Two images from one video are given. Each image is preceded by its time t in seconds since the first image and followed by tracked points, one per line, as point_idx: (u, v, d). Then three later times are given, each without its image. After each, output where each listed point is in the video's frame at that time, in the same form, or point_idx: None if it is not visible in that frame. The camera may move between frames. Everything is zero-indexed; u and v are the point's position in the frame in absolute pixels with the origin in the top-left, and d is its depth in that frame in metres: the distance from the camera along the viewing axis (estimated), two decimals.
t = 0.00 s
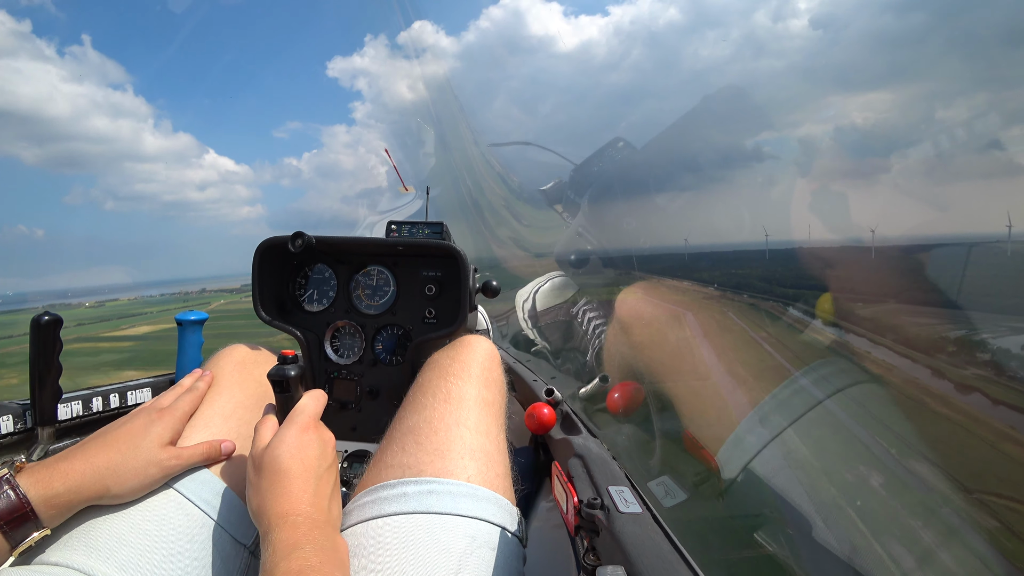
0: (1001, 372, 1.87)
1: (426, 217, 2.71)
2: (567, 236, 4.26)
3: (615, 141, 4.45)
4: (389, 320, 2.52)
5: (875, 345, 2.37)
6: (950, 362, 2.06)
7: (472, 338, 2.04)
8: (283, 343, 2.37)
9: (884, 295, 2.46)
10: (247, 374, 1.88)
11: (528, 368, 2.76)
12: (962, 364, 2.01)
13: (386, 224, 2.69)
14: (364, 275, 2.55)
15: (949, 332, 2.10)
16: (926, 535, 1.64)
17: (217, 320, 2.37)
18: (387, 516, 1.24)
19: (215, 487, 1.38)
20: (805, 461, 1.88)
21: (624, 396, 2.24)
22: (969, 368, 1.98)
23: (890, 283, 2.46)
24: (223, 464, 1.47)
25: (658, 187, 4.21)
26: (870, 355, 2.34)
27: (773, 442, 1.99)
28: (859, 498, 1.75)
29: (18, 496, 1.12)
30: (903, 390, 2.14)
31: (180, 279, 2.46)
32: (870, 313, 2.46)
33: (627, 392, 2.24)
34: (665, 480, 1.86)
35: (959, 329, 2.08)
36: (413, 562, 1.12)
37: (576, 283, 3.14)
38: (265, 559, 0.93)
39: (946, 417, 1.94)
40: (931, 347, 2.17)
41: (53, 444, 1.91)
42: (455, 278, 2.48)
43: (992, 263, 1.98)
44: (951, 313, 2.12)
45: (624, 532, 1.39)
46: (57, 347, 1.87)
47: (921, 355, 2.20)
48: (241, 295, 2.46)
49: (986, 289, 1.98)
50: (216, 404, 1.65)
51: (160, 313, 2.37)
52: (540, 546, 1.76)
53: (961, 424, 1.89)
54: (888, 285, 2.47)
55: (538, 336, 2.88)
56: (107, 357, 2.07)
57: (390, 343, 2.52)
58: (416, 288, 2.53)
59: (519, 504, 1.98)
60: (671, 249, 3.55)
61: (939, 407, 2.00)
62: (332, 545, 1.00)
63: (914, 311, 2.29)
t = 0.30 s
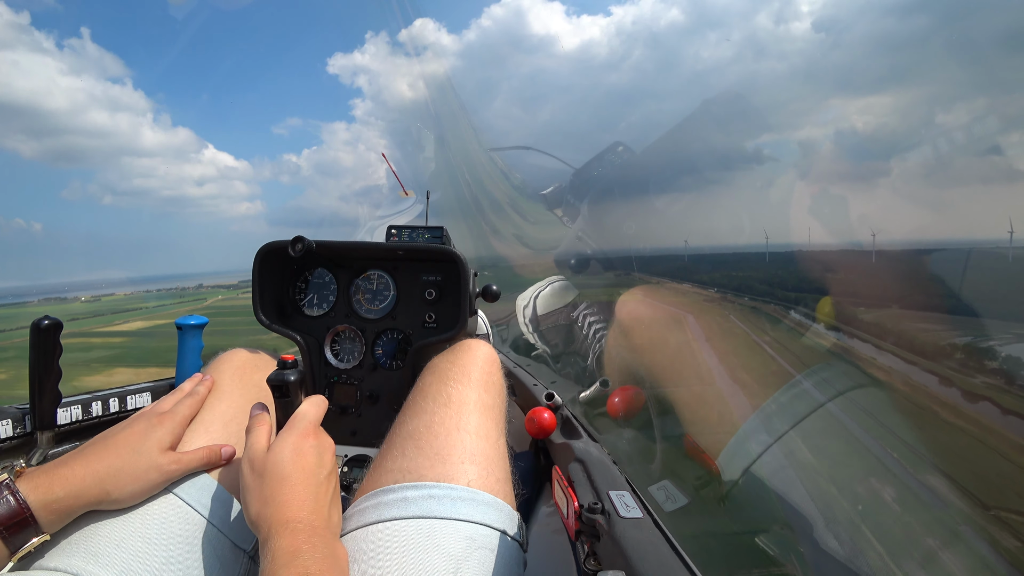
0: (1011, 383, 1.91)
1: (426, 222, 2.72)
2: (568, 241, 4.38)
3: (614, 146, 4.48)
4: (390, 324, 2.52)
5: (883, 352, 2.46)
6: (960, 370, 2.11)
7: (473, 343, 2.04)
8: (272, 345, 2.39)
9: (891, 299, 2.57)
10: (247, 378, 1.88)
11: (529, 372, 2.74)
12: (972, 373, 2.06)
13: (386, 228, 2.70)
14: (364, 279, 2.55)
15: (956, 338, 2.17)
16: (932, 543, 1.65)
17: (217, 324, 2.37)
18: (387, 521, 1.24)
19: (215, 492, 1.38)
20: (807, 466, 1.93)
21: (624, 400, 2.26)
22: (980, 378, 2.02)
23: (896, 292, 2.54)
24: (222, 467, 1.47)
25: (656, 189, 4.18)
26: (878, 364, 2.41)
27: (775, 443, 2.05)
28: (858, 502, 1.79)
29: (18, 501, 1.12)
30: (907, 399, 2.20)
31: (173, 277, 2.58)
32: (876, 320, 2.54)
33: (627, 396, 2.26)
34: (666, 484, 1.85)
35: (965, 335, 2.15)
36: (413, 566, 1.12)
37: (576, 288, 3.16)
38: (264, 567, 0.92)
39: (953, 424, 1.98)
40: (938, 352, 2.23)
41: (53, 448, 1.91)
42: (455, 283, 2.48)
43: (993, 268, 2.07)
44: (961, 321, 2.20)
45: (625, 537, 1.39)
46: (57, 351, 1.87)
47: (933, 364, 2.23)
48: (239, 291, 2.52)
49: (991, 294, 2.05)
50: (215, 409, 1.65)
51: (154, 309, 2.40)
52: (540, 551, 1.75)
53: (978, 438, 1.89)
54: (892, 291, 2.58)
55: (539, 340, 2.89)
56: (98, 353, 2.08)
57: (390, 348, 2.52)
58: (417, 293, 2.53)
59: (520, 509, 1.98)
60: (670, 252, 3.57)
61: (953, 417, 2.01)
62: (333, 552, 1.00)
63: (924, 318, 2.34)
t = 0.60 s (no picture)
0: (1017, 391, 2.10)
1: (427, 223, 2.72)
2: (569, 242, 4.47)
3: (614, 148, 4.50)
4: (390, 326, 2.52)
5: (884, 356, 2.77)
6: (969, 380, 2.32)
7: (473, 345, 2.04)
8: (267, 340, 2.46)
9: (889, 304, 2.99)
10: (248, 380, 1.88)
11: (529, 374, 2.58)
12: (950, 369, 2.44)
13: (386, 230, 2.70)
14: (364, 281, 2.55)
15: (962, 345, 2.43)
16: (933, 542, 1.84)
17: (216, 325, 2.37)
18: (385, 523, 1.23)
19: (214, 494, 1.38)
20: (812, 463, 2.16)
21: (625, 404, 2.24)
22: (990, 388, 2.20)
23: (892, 296, 2.97)
24: (222, 469, 1.47)
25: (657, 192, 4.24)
26: (883, 367, 2.72)
27: (778, 447, 2.23)
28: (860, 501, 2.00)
29: (17, 503, 1.12)
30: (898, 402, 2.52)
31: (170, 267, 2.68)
32: (877, 323, 2.96)
33: (627, 400, 2.24)
34: (666, 487, 1.83)
35: (974, 342, 2.40)
36: (412, 568, 1.12)
37: (576, 291, 3.18)
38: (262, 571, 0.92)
39: (951, 431, 2.23)
40: (945, 358, 2.49)
41: (53, 449, 1.90)
42: (456, 285, 2.48)
43: (995, 274, 2.33)
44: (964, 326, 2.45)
45: (625, 539, 1.39)
46: (57, 352, 1.87)
47: (940, 371, 2.49)
48: (235, 284, 2.59)
49: (1000, 300, 2.28)
50: (214, 410, 1.65)
51: (152, 306, 2.44)
52: (539, 553, 1.75)
53: (949, 429, 2.26)
54: (894, 296, 2.97)
55: (539, 343, 2.83)
56: (90, 345, 2.07)
57: (390, 349, 2.51)
58: (417, 295, 2.53)
59: (519, 511, 1.97)
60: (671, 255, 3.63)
61: (960, 426, 2.24)
62: (332, 555, 1.00)
63: (922, 322, 2.74)
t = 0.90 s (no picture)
0: None
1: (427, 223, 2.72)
2: (570, 241, 4.50)
3: (615, 147, 4.51)
4: (390, 326, 2.52)
5: (888, 359, 2.78)
6: (976, 386, 2.26)
7: (474, 345, 2.04)
8: (258, 334, 2.47)
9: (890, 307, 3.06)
10: (248, 380, 1.88)
11: (529, 374, 2.58)
12: (955, 374, 2.40)
13: (387, 230, 2.70)
14: (365, 281, 2.55)
15: (967, 350, 2.41)
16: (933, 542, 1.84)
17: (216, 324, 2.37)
18: (386, 523, 1.23)
19: (215, 493, 1.38)
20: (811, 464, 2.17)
21: (625, 403, 2.27)
22: (997, 395, 2.13)
23: (894, 297, 3.05)
24: (223, 468, 1.47)
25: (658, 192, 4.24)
26: (886, 371, 2.72)
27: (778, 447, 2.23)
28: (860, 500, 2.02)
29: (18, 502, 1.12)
30: (903, 405, 2.51)
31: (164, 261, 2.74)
32: (880, 325, 3.01)
33: (627, 401, 2.27)
34: (667, 487, 1.83)
35: (979, 347, 2.38)
36: (412, 567, 1.12)
37: (576, 290, 3.16)
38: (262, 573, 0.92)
39: (960, 438, 2.17)
40: (953, 364, 2.44)
41: (53, 448, 1.90)
42: (456, 285, 2.48)
43: (993, 276, 2.33)
44: (967, 329, 2.52)
45: (625, 539, 1.39)
46: (57, 351, 1.87)
47: (944, 375, 2.45)
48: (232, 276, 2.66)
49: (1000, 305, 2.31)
50: (214, 409, 1.65)
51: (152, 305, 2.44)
52: (540, 553, 1.75)
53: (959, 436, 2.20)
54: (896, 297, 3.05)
55: (538, 343, 2.82)
56: (79, 337, 2.13)
57: (390, 349, 2.52)
58: (418, 295, 2.53)
59: (520, 511, 1.97)
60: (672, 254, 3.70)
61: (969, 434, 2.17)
62: (332, 556, 1.00)
63: (925, 326, 2.75)
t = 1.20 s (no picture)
0: None
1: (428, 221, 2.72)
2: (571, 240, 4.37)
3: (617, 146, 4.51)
4: (392, 323, 2.52)
5: (890, 363, 2.82)
6: (982, 393, 2.25)
7: (475, 343, 2.04)
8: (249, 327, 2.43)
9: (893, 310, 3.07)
10: (249, 377, 1.88)
11: (529, 372, 2.61)
12: (962, 380, 2.39)
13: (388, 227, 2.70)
14: (365, 278, 2.56)
15: (972, 355, 2.42)
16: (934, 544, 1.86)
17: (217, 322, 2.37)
18: (386, 519, 1.24)
19: (215, 490, 1.38)
20: (815, 468, 2.14)
21: (625, 402, 2.28)
22: (1004, 402, 2.12)
23: (899, 301, 3.06)
24: (223, 465, 1.47)
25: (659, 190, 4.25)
26: (890, 376, 2.74)
27: (778, 445, 2.26)
28: (861, 501, 2.03)
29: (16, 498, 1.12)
30: (908, 413, 2.51)
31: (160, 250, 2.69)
32: (882, 328, 3.01)
33: (629, 400, 2.28)
34: (668, 484, 1.83)
35: (982, 352, 2.39)
36: (413, 564, 1.12)
37: (577, 288, 3.19)
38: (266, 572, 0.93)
39: (968, 446, 2.16)
40: (960, 372, 2.43)
41: (55, 445, 1.90)
42: (457, 283, 2.48)
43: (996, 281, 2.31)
44: (972, 336, 2.49)
45: (626, 536, 1.39)
46: (60, 348, 1.87)
47: (949, 381, 2.47)
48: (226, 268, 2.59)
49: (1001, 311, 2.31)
50: (214, 406, 1.65)
51: (153, 302, 2.44)
52: (540, 550, 1.76)
53: (967, 446, 2.18)
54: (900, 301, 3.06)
55: (538, 341, 2.83)
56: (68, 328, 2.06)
57: (391, 347, 2.52)
58: (418, 292, 2.53)
59: (520, 509, 1.97)
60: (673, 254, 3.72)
61: (979, 444, 2.15)
62: (334, 555, 1.00)
63: (929, 330, 2.75)
